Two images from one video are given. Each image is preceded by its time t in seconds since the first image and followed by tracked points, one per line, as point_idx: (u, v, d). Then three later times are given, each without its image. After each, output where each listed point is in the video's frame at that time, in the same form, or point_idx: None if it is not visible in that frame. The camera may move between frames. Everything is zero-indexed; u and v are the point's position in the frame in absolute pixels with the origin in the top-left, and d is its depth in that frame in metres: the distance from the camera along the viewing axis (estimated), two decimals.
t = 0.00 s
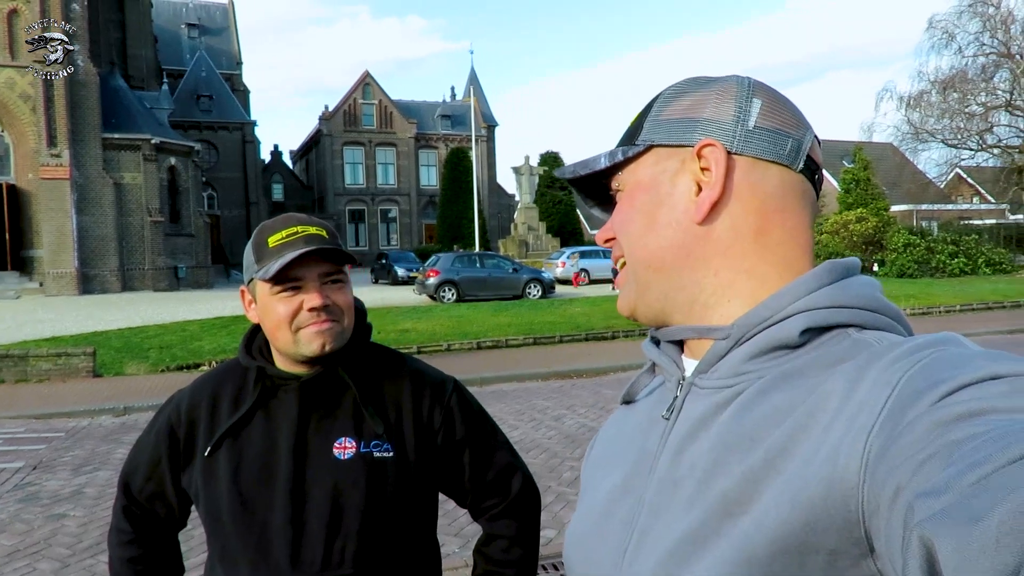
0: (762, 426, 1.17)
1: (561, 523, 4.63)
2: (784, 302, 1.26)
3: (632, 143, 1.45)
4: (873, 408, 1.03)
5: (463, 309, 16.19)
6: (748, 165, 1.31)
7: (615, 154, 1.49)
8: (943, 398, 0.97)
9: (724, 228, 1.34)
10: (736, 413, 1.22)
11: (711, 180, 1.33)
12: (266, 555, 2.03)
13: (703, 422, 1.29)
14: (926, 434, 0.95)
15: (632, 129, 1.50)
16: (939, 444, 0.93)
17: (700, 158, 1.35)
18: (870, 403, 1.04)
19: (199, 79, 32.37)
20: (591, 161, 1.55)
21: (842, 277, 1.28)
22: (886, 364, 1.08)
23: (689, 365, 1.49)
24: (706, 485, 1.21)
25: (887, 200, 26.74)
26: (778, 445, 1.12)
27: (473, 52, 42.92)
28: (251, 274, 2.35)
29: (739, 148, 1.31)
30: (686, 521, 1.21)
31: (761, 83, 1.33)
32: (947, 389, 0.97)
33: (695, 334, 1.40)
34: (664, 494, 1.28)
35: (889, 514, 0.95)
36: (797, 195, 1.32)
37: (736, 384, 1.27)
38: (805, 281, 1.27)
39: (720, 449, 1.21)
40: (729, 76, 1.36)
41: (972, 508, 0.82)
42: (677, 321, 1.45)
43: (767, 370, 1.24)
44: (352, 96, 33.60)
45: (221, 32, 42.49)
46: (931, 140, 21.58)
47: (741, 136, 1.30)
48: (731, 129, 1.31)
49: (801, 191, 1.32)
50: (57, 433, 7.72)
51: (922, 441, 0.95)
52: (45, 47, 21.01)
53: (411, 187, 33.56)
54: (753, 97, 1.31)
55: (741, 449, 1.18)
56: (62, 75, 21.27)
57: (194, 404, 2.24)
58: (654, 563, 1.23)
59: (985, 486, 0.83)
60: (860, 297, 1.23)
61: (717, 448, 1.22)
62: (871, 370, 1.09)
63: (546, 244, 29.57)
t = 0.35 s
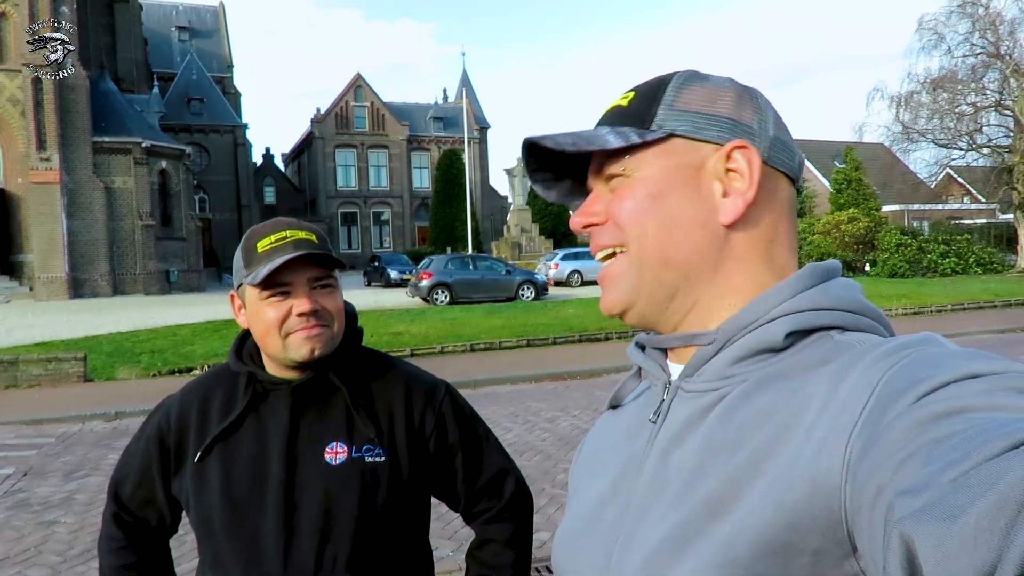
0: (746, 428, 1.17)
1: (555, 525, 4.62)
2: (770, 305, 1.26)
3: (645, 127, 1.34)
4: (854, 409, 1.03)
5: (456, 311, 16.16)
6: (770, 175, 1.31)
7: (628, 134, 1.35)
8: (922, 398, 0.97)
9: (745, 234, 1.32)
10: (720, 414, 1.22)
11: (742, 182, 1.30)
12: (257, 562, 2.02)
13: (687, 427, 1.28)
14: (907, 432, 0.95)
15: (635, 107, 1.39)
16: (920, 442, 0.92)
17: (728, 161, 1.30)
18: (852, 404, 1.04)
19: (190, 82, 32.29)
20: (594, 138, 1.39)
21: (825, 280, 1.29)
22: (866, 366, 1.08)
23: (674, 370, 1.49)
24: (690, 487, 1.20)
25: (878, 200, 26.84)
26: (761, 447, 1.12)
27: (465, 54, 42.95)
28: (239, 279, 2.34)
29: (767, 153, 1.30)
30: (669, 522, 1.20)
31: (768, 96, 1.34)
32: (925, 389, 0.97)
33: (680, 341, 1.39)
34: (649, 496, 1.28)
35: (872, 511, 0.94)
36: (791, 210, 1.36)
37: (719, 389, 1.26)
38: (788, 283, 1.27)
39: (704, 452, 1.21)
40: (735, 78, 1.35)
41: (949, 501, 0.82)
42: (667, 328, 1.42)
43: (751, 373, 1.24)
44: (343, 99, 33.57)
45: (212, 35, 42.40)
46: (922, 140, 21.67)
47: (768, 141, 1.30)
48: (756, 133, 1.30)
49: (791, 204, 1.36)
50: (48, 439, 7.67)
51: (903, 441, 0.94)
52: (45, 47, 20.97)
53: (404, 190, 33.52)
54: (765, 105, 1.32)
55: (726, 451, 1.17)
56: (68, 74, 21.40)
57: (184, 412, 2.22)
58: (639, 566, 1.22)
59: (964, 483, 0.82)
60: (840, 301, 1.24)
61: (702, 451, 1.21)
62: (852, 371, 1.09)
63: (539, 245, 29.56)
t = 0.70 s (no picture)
0: (743, 432, 1.15)
1: (554, 528, 4.60)
2: (766, 308, 1.26)
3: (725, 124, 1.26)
4: (849, 413, 1.01)
5: (455, 313, 16.13)
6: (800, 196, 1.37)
7: (716, 128, 1.25)
8: (917, 400, 0.96)
9: (785, 251, 1.37)
10: (716, 418, 1.20)
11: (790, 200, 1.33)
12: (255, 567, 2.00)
13: (684, 432, 1.26)
14: (901, 434, 0.93)
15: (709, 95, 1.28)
16: (913, 444, 0.91)
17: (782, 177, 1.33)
18: (845, 406, 1.03)
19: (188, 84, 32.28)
20: (679, 122, 1.25)
21: (817, 284, 1.29)
22: (862, 368, 1.06)
23: (672, 376, 1.48)
24: (686, 491, 1.18)
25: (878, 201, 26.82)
26: (757, 448, 1.10)
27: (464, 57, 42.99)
28: (240, 283, 2.31)
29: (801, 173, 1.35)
30: (665, 527, 1.18)
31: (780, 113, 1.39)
32: (919, 391, 0.96)
33: (680, 347, 1.38)
34: (644, 500, 1.26)
35: (866, 514, 0.93)
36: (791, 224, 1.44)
37: (716, 394, 1.25)
38: (782, 290, 1.27)
39: (699, 455, 1.19)
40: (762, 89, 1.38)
41: (946, 506, 0.79)
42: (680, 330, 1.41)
43: (748, 378, 1.22)
44: (342, 101, 33.58)
45: (210, 37, 42.39)
46: (921, 142, 21.65)
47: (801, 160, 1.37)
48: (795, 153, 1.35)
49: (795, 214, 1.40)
50: (45, 441, 7.64)
51: (897, 444, 0.93)
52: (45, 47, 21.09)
53: (403, 192, 33.50)
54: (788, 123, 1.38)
55: (721, 454, 1.16)
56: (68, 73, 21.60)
57: (183, 415, 2.20)
58: (635, 567, 1.20)
59: (957, 484, 0.81)
60: (837, 303, 1.23)
61: (697, 454, 1.19)
62: (847, 373, 1.08)
63: (538, 248, 29.54)
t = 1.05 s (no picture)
0: (737, 438, 1.15)
1: (556, 528, 4.60)
2: (761, 317, 1.26)
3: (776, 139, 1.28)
4: (839, 419, 1.02)
5: (458, 313, 16.14)
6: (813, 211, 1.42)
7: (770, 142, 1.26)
8: (905, 407, 0.96)
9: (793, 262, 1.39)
10: (709, 423, 1.21)
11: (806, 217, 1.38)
12: (256, 567, 2.01)
13: (678, 437, 1.27)
14: (891, 442, 0.94)
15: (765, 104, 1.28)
16: (905, 449, 0.91)
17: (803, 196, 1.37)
18: (836, 410, 1.03)
19: (194, 82, 32.37)
20: (749, 133, 1.24)
21: (811, 291, 1.29)
22: (852, 373, 1.07)
23: (667, 381, 1.47)
24: (679, 497, 1.19)
25: (883, 203, 26.75)
26: (750, 454, 1.10)
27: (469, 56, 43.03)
28: (241, 284, 2.32)
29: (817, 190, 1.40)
30: (660, 533, 1.19)
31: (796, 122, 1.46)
32: (909, 396, 0.96)
33: (677, 354, 1.39)
34: (640, 506, 1.27)
35: (858, 520, 0.93)
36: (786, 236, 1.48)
37: (710, 400, 1.26)
38: (776, 297, 1.27)
39: (693, 461, 1.19)
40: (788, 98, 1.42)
41: (933, 509, 0.80)
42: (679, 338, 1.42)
43: (741, 384, 1.23)
44: (347, 100, 33.65)
45: (216, 36, 42.47)
46: (927, 144, 21.59)
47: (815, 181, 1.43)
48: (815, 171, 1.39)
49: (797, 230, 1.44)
50: (50, 437, 7.67)
51: (887, 450, 0.93)
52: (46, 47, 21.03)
53: (408, 190, 33.54)
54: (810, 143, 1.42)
55: (715, 460, 1.16)
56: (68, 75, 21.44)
57: (184, 415, 2.21)
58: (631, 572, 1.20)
59: (948, 490, 0.80)
60: (830, 309, 1.23)
61: (691, 458, 1.20)
62: (840, 378, 1.08)
63: (542, 247, 29.55)
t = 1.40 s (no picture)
0: (744, 438, 1.15)
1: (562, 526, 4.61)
2: (769, 319, 1.26)
3: (790, 140, 1.26)
4: (848, 419, 1.01)
5: (468, 309, 16.16)
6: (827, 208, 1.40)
7: (780, 146, 1.25)
8: (915, 408, 0.95)
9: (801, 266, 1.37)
10: (718, 425, 1.20)
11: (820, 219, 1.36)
12: (265, 561, 2.02)
13: (685, 438, 1.26)
14: (899, 443, 0.93)
15: (776, 108, 1.26)
16: (912, 452, 0.91)
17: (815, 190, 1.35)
18: (845, 412, 1.02)
19: (207, 77, 32.53)
20: (762, 139, 1.23)
21: (818, 293, 1.29)
22: (859, 375, 1.06)
23: (674, 381, 1.47)
24: (687, 499, 1.19)
25: (896, 202, 26.53)
26: (759, 455, 1.10)
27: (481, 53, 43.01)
28: (248, 280, 2.33)
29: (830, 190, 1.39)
30: (670, 535, 1.18)
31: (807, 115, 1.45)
32: (918, 399, 0.96)
33: (684, 356, 1.39)
34: (648, 509, 1.26)
35: (866, 521, 0.92)
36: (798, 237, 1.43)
37: (717, 402, 1.25)
38: (785, 299, 1.27)
39: (701, 462, 1.19)
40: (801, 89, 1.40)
41: (941, 510, 0.79)
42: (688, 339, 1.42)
43: (749, 385, 1.22)
44: (359, 95, 33.74)
45: (230, 30, 42.63)
46: (941, 143, 21.41)
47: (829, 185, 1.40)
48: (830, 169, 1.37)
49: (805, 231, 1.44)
50: (63, 430, 7.74)
51: (896, 452, 0.92)
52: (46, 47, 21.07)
53: (419, 186, 33.59)
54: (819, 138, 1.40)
55: (723, 462, 1.16)
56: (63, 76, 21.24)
57: (193, 410, 2.22)
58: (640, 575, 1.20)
59: (959, 491, 0.79)
60: (837, 310, 1.22)
61: (699, 461, 1.20)
62: (847, 381, 1.07)
63: (552, 244, 29.53)
